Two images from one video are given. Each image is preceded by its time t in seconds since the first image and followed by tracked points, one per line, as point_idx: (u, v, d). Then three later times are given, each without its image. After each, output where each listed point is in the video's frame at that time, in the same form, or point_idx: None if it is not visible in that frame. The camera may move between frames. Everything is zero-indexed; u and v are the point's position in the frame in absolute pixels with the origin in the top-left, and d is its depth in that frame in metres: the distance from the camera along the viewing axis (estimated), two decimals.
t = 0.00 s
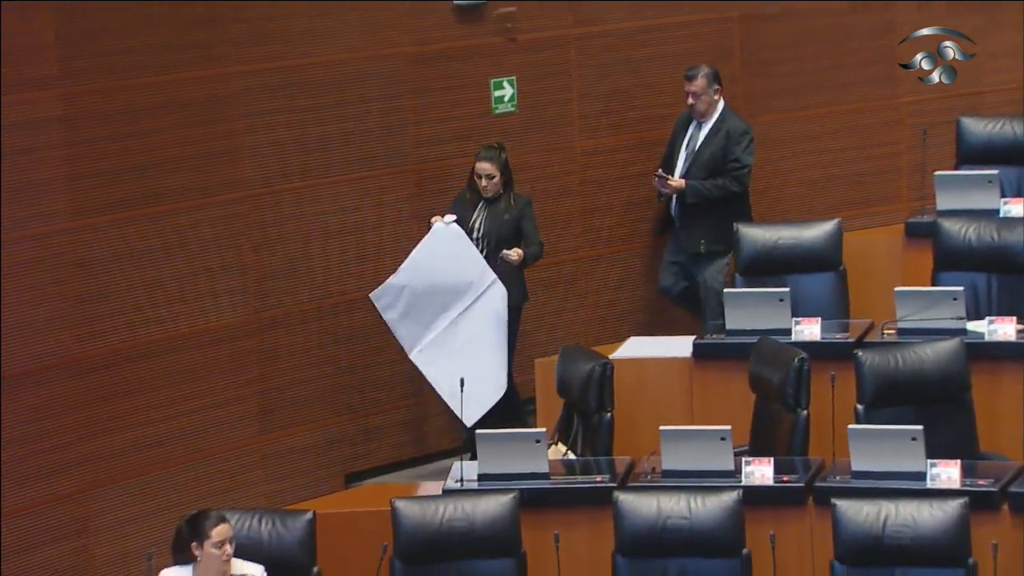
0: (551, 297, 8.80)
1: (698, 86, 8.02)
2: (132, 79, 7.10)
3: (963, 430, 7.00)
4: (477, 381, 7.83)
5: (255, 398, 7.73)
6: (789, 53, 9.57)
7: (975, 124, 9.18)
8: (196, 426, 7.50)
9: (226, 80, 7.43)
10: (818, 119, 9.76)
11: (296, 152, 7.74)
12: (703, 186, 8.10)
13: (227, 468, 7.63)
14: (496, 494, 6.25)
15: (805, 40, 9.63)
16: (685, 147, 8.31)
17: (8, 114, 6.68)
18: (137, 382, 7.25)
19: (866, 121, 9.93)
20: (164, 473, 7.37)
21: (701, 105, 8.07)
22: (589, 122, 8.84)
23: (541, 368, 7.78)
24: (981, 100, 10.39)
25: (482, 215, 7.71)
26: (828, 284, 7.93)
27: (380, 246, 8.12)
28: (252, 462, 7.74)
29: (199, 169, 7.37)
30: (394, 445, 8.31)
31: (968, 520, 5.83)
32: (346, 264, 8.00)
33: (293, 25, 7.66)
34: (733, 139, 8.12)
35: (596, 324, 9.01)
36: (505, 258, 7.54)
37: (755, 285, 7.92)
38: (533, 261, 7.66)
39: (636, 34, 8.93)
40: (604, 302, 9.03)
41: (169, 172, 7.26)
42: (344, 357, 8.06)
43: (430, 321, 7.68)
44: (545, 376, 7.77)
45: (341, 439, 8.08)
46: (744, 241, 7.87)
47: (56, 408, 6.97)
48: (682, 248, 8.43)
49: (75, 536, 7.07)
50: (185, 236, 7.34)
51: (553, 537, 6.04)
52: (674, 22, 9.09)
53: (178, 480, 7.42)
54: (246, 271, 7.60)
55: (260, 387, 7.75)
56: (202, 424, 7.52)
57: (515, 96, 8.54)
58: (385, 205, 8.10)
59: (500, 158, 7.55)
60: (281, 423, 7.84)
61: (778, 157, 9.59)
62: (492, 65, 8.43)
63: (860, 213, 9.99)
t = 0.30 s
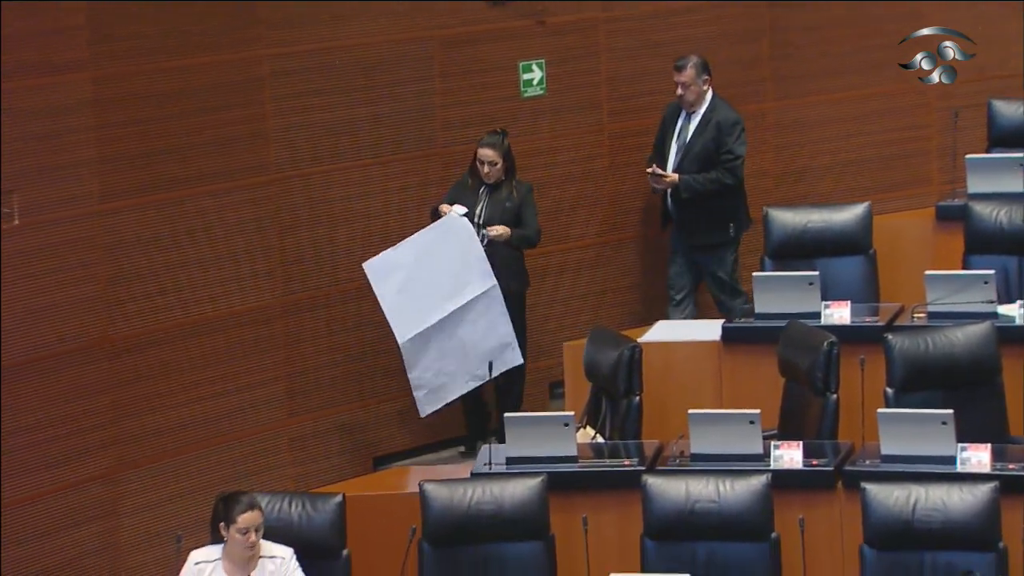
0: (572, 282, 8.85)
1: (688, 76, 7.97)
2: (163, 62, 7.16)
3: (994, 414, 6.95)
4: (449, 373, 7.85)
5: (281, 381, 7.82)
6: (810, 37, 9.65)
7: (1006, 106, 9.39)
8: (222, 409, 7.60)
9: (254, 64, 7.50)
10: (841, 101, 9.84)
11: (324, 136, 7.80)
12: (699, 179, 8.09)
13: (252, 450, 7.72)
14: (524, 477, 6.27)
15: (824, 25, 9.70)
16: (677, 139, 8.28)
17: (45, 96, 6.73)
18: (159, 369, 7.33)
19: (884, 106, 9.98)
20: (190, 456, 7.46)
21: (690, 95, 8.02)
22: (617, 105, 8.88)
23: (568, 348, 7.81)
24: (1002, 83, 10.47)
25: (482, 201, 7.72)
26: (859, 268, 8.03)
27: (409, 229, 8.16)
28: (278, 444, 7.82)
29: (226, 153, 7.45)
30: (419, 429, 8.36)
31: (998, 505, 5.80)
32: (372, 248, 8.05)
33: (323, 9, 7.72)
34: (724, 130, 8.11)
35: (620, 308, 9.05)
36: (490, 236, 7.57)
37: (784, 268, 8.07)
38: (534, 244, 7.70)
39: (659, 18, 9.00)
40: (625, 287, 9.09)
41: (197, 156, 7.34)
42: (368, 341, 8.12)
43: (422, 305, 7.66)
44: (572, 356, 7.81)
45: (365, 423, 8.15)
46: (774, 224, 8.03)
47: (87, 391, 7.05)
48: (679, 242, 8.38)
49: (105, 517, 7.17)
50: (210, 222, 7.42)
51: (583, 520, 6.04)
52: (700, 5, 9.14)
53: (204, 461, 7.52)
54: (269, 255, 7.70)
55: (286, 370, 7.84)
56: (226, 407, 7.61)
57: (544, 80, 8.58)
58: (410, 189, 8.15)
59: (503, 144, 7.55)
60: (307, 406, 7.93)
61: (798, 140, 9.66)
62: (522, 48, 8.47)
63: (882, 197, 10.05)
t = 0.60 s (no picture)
0: (593, 267, 8.90)
1: (678, 71, 7.98)
2: (197, 46, 7.20)
3: None
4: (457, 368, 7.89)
5: (310, 365, 7.86)
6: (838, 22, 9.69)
7: None
8: (253, 393, 7.64)
9: (287, 48, 7.53)
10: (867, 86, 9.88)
11: (355, 120, 7.84)
12: (694, 171, 8.11)
13: (281, 434, 7.77)
14: (553, 463, 6.27)
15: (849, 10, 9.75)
16: (668, 129, 8.31)
17: (78, 80, 6.79)
18: (189, 353, 7.36)
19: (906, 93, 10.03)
20: (219, 440, 7.51)
21: (683, 89, 8.05)
22: (644, 91, 8.93)
23: (597, 334, 7.83)
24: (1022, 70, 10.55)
25: (482, 194, 7.71)
26: (887, 253, 8.08)
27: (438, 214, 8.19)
28: (305, 429, 7.87)
29: (258, 137, 7.49)
30: (445, 415, 8.40)
31: None
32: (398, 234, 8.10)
33: None
34: (718, 121, 8.10)
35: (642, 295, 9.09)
36: (482, 224, 7.57)
37: (813, 253, 8.10)
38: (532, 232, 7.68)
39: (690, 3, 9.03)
40: (648, 273, 9.12)
41: (229, 141, 7.37)
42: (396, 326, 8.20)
43: (434, 297, 7.71)
44: (601, 342, 7.82)
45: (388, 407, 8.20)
46: (803, 209, 8.06)
47: (118, 374, 7.09)
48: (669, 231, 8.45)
49: (136, 500, 7.20)
50: (240, 206, 7.46)
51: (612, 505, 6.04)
52: None
53: (234, 446, 7.57)
54: (300, 239, 7.72)
55: (315, 354, 7.88)
56: (255, 391, 7.65)
57: (573, 64, 8.64)
58: (435, 175, 8.18)
59: (501, 136, 7.54)
60: (335, 390, 7.98)
61: (823, 126, 9.70)
62: (550, 33, 8.52)
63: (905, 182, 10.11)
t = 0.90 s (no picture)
0: (619, 254, 8.91)
1: (680, 84, 7.82)
2: (227, 33, 7.24)
3: None
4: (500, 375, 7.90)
5: (338, 353, 7.89)
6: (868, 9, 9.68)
7: None
8: (282, 380, 7.67)
9: (316, 35, 7.56)
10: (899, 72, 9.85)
11: (384, 107, 7.88)
12: (707, 187, 7.84)
13: (310, 420, 7.80)
14: (581, 449, 6.27)
15: None
16: (664, 147, 8.09)
17: (109, 67, 6.82)
18: (220, 340, 7.40)
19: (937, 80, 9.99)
20: (249, 427, 7.55)
21: (682, 104, 7.87)
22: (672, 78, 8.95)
23: (624, 322, 7.87)
24: None
25: (488, 197, 7.65)
26: (918, 240, 8.06)
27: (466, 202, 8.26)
28: (334, 415, 7.90)
29: (287, 123, 7.51)
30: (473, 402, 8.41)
31: None
32: (426, 222, 8.13)
33: None
34: (721, 138, 7.91)
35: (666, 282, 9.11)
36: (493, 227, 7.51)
37: (841, 242, 8.07)
38: (541, 232, 7.57)
39: None
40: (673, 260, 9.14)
41: (258, 127, 7.40)
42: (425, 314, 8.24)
43: (458, 312, 7.75)
44: (628, 329, 7.86)
45: (413, 393, 8.23)
46: (832, 197, 8.03)
47: (148, 361, 7.12)
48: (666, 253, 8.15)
49: (166, 486, 7.24)
50: (269, 193, 7.49)
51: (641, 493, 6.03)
52: None
53: (262, 432, 7.61)
54: (330, 225, 7.75)
55: (344, 341, 7.91)
56: (284, 378, 7.68)
57: (602, 51, 8.65)
58: (463, 162, 8.21)
59: (506, 139, 7.46)
60: (362, 377, 8.01)
61: (850, 113, 9.69)
62: (579, 20, 8.55)
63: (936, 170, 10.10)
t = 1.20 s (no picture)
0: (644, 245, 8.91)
1: (667, 87, 7.65)
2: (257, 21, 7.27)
3: None
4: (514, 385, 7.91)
5: (365, 342, 7.93)
6: None
7: None
8: (310, 368, 7.71)
9: (346, 23, 7.60)
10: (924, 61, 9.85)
11: (413, 97, 7.93)
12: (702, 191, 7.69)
13: (338, 409, 7.85)
14: (607, 439, 6.25)
15: None
16: (655, 150, 7.96)
17: (139, 55, 6.86)
18: (247, 330, 7.44)
19: (969, 69, 9.94)
20: (275, 416, 7.59)
21: (671, 105, 7.70)
22: (699, 67, 9.01)
23: (651, 312, 7.86)
24: None
25: (494, 218, 7.67)
26: (946, 230, 8.02)
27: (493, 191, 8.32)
28: (361, 404, 7.95)
29: (315, 112, 7.54)
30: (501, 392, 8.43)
31: None
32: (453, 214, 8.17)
33: None
34: (713, 140, 7.77)
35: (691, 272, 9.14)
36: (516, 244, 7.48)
37: (869, 230, 8.06)
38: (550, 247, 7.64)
39: None
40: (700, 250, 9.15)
41: (287, 116, 7.44)
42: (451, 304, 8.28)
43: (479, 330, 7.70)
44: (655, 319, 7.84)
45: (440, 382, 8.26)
46: (861, 185, 8.01)
47: (176, 349, 7.16)
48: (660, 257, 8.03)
49: (194, 475, 7.28)
50: (298, 182, 7.53)
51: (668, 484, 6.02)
52: None
53: (290, 421, 7.65)
54: (357, 214, 7.79)
55: (371, 330, 7.94)
56: (312, 367, 7.72)
57: (630, 40, 8.74)
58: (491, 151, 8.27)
59: (514, 156, 7.52)
60: (389, 366, 8.04)
61: (879, 103, 9.66)
62: (606, 10, 8.63)
63: (970, 159, 10.05)
